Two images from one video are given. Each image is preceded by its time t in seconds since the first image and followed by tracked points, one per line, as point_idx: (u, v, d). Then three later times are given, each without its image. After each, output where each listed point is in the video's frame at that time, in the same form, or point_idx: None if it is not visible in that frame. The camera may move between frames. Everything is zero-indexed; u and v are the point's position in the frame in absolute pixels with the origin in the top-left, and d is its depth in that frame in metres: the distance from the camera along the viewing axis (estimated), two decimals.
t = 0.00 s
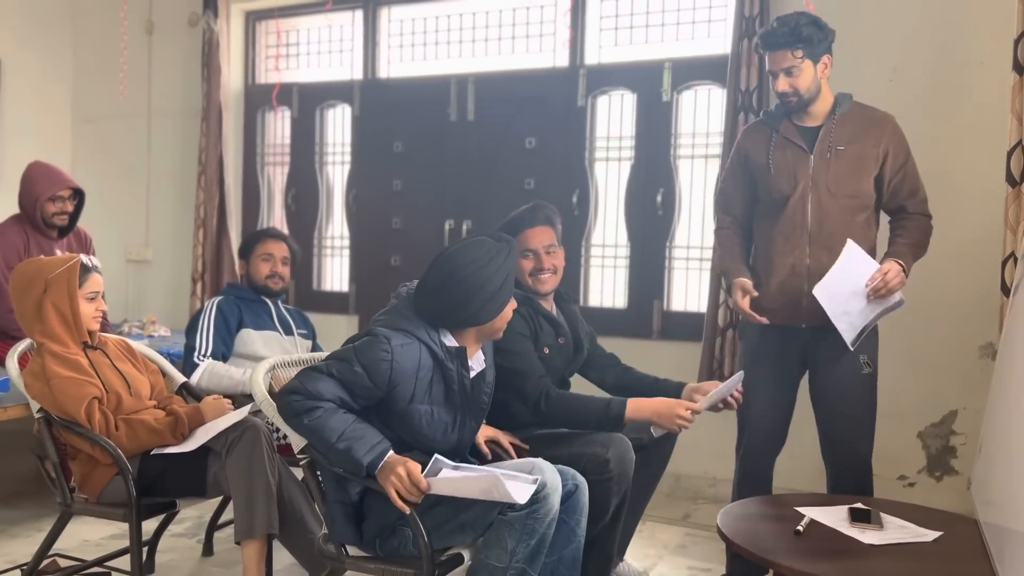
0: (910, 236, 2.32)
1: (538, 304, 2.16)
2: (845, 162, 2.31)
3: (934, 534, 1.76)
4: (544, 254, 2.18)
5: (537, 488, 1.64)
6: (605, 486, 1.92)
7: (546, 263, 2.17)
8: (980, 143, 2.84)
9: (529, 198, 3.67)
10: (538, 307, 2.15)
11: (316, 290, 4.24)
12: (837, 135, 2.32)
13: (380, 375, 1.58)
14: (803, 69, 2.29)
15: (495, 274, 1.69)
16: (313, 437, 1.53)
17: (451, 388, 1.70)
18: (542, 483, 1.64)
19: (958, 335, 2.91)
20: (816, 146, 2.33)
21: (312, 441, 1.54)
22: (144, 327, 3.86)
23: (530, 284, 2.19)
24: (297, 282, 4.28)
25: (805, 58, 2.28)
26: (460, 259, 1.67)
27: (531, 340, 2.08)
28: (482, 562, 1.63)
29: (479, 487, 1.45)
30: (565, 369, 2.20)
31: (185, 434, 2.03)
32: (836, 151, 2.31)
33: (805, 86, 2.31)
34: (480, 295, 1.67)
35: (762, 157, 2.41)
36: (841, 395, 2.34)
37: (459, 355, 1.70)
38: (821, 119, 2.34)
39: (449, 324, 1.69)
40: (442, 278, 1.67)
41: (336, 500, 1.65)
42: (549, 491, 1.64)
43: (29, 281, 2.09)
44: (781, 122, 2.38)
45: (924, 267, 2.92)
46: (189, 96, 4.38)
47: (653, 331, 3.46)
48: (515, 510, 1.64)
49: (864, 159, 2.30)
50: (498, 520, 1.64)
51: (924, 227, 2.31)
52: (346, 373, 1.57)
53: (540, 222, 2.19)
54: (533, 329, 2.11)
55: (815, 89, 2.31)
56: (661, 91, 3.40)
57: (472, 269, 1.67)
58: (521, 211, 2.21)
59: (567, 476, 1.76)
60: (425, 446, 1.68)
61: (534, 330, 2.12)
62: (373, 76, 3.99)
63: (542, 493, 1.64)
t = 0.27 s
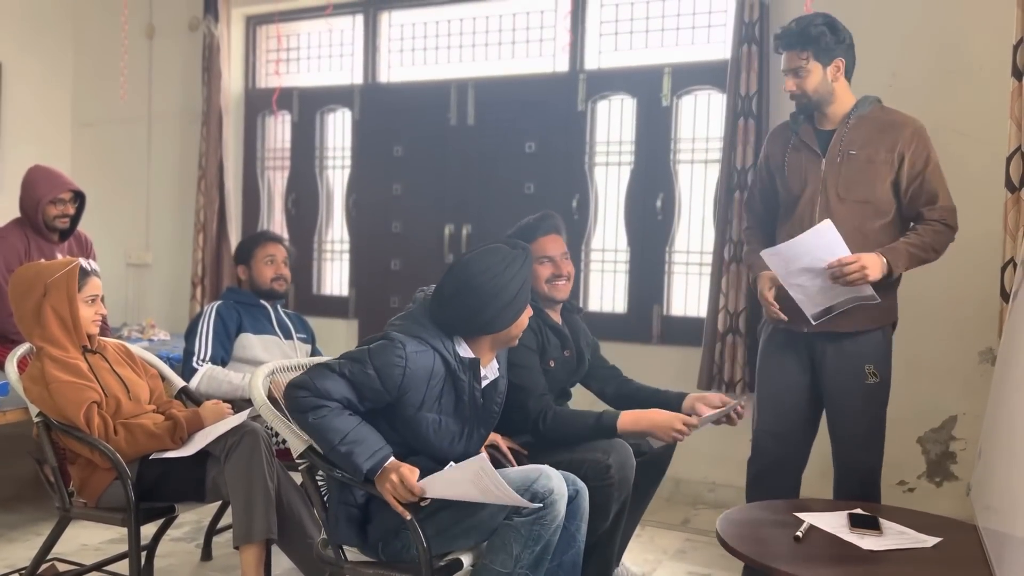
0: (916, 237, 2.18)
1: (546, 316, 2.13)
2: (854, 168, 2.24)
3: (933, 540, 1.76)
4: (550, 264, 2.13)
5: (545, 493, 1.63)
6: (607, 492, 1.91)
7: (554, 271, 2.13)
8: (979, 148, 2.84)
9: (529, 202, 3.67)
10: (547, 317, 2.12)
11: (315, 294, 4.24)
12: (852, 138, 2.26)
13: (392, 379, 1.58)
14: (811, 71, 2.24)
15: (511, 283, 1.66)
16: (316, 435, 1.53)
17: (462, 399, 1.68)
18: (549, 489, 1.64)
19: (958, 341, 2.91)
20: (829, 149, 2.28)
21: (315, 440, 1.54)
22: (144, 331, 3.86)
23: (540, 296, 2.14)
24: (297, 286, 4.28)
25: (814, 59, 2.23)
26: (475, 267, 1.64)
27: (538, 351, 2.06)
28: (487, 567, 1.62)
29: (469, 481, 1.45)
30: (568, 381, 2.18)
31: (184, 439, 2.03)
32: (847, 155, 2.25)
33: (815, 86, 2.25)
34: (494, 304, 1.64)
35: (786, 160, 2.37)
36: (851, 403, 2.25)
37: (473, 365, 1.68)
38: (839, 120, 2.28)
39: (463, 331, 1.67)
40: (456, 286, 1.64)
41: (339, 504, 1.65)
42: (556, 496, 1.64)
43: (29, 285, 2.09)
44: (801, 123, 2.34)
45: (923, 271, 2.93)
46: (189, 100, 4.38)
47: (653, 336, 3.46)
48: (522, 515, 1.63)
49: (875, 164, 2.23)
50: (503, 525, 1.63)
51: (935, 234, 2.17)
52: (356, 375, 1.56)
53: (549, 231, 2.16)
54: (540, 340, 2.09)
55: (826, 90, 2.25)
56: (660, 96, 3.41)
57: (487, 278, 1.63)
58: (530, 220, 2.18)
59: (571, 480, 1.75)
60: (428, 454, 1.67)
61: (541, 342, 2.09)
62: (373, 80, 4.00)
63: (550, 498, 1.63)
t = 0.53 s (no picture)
0: (897, 242, 2.10)
1: (554, 321, 2.14)
2: (846, 172, 2.22)
3: (935, 546, 1.76)
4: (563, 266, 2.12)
5: (545, 500, 1.62)
6: (607, 499, 1.91)
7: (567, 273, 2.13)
8: (980, 154, 2.85)
9: (529, 207, 3.67)
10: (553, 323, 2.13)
11: (316, 298, 4.24)
12: (846, 142, 2.23)
13: (399, 385, 1.58)
14: (807, 69, 2.23)
15: (521, 294, 1.65)
16: (320, 437, 1.52)
17: (467, 409, 1.69)
18: (549, 496, 1.62)
19: (959, 346, 2.91)
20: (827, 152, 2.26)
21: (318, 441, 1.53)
22: (144, 334, 3.86)
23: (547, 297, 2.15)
24: (298, 290, 4.29)
25: (810, 58, 2.22)
26: (487, 278, 1.63)
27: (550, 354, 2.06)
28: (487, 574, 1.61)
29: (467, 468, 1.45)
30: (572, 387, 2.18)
31: (184, 443, 2.02)
32: (842, 158, 2.23)
33: (812, 86, 2.23)
34: (504, 316, 1.64)
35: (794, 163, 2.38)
36: (852, 408, 2.23)
37: (480, 378, 1.70)
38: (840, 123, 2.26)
39: (472, 342, 1.67)
40: (467, 297, 1.64)
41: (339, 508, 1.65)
42: (556, 503, 1.62)
43: (29, 290, 2.09)
44: (808, 126, 2.35)
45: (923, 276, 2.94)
46: (190, 105, 4.38)
47: (654, 341, 3.46)
48: (522, 522, 1.63)
49: (865, 167, 2.19)
50: (503, 531, 1.63)
51: (917, 241, 2.09)
52: (364, 379, 1.56)
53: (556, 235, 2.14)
54: (550, 345, 2.09)
55: (821, 91, 2.23)
56: (661, 101, 3.41)
57: (497, 290, 1.63)
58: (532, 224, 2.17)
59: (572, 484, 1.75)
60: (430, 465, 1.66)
61: (551, 346, 2.10)
62: (374, 85, 4.00)
63: (549, 505, 1.62)
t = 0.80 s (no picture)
0: (839, 248, 2.10)
1: (558, 332, 2.11)
2: (822, 181, 2.22)
3: (936, 554, 1.76)
4: (569, 268, 2.13)
5: (545, 509, 1.62)
6: (608, 508, 1.91)
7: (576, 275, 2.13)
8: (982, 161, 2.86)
9: (531, 212, 3.68)
10: (557, 335, 2.11)
11: (317, 303, 4.24)
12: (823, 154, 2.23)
13: (403, 394, 1.58)
14: (798, 79, 2.24)
15: (526, 304, 1.65)
16: (322, 444, 1.53)
17: (470, 419, 1.70)
18: (550, 505, 1.63)
19: (960, 352, 2.91)
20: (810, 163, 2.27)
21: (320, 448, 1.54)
22: (146, 339, 3.87)
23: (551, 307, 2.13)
24: (300, 295, 4.29)
25: (800, 67, 2.24)
26: (492, 287, 1.62)
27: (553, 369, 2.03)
28: None
29: (468, 465, 1.45)
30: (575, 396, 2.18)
31: (187, 448, 2.03)
32: (823, 167, 2.22)
33: (802, 95, 2.24)
34: (508, 325, 1.63)
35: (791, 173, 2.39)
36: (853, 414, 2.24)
37: (484, 387, 1.70)
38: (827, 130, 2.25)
39: (477, 350, 1.67)
40: (471, 305, 1.63)
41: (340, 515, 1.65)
42: (557, 512, 1.63)
43: (30, 297, 2.09)
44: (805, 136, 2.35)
45: (924, 282, 2.95)
46: (193, 110, 4.39)
47: (655, 347, 3.46)
48: (523, 530, 1.63)
49: (838, 174, 2.18)
50: (504, 540, 1.63)
51: (860, 248, 2.08)
52: (367, 388, 1.57)
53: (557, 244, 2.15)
54: (554, 357, 2.06)
55: (807, 100, 2.24)
56: (663, 108, 3.42)
57: (502, 299, 1.62)
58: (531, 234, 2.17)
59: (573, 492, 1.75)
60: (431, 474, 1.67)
61: (554, 359, 2.07)
62: (376, 90, 4.01)
63: (550, 514, 1.62)
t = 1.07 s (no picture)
0: (814, 250, 2.20)
1: (561, 338, 2.10)
2: (788, 195, 2.34)
3: (939, 559, 1.75)
4: (581, 286, 2.08)
5: (534, 512, 1.62)
6: (611, 509, 1.92)
7: (585, 293, 2.09)
8: (984, 166, 2.86)
9: (533, 216, 3.68)
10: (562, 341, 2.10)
11: (320, 306, 4.25)
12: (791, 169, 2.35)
13: (408, 393, 1.58)
14: (765, 100, 2.37)
15: (530, 295, 1.66)
16: (326, 448, 1.53)
17: (474, 414, 1.70)
18: (539, 507, 1.62)
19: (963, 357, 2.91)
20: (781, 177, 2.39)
21: (323, 452, 1.54)
22: (149, 341, 3.87)
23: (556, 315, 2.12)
24: (302, 298, 4.29)
25: (766, 90, 2.37)
26: (499, 278, 1.63)
27: (555, 372, 2.03)
28: None
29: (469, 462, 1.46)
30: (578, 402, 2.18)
31: (190, 450, 2.03)
32: (790, 182, 2.34)
33: (770, 115, 2.38)
34: (515, 317, 1.65)
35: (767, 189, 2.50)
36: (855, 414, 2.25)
37: (488, 382, 1.71)
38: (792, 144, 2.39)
39: (481, 343, 1.67)
40: (479, 297, 1.64)
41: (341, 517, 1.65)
42: (546, 514, 1.62)
43: (34, 299, 2.09)
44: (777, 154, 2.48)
45: (926, 285, 2.95)
46: (196, 112, 4.40)
47: (657, 350, 3.47)
48: (513, 533, 1.62)
49: (803, 188, 2.30)
50: (494, 543, 1.63)
51: (832, 248, 2.19)
52: (371, 390, 1.56)
53: (578, 253, 2.09)
54: (556, 362, 2.07)
55: (774, 119, 2.38)
56: (665, 112, 3.42)
57: (509, 292, 1.63)
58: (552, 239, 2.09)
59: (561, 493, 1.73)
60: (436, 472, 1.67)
61: (557, 363, 2.07)
62: (379, 94, 4.02)
63: (539, 517, 1.61)
